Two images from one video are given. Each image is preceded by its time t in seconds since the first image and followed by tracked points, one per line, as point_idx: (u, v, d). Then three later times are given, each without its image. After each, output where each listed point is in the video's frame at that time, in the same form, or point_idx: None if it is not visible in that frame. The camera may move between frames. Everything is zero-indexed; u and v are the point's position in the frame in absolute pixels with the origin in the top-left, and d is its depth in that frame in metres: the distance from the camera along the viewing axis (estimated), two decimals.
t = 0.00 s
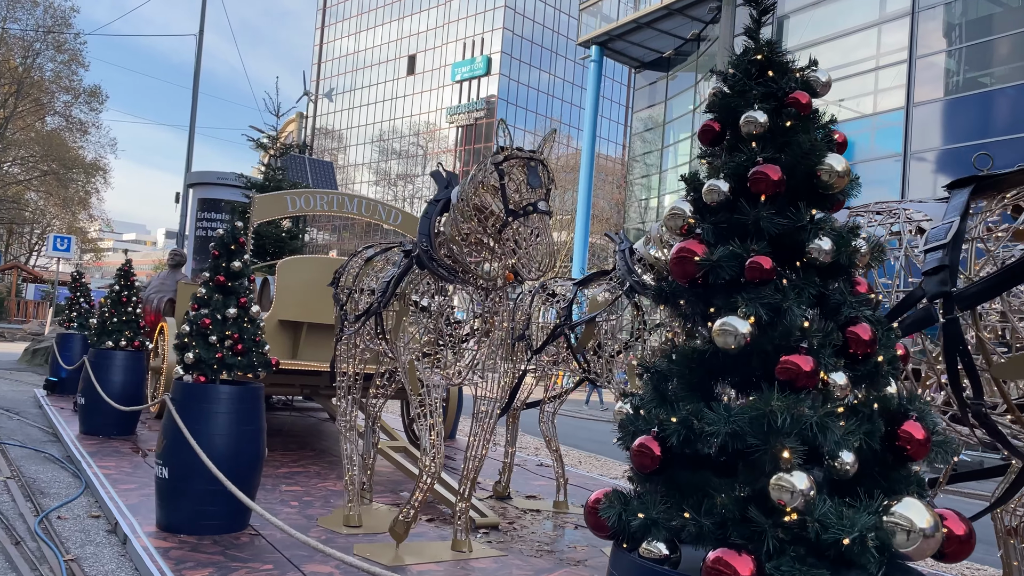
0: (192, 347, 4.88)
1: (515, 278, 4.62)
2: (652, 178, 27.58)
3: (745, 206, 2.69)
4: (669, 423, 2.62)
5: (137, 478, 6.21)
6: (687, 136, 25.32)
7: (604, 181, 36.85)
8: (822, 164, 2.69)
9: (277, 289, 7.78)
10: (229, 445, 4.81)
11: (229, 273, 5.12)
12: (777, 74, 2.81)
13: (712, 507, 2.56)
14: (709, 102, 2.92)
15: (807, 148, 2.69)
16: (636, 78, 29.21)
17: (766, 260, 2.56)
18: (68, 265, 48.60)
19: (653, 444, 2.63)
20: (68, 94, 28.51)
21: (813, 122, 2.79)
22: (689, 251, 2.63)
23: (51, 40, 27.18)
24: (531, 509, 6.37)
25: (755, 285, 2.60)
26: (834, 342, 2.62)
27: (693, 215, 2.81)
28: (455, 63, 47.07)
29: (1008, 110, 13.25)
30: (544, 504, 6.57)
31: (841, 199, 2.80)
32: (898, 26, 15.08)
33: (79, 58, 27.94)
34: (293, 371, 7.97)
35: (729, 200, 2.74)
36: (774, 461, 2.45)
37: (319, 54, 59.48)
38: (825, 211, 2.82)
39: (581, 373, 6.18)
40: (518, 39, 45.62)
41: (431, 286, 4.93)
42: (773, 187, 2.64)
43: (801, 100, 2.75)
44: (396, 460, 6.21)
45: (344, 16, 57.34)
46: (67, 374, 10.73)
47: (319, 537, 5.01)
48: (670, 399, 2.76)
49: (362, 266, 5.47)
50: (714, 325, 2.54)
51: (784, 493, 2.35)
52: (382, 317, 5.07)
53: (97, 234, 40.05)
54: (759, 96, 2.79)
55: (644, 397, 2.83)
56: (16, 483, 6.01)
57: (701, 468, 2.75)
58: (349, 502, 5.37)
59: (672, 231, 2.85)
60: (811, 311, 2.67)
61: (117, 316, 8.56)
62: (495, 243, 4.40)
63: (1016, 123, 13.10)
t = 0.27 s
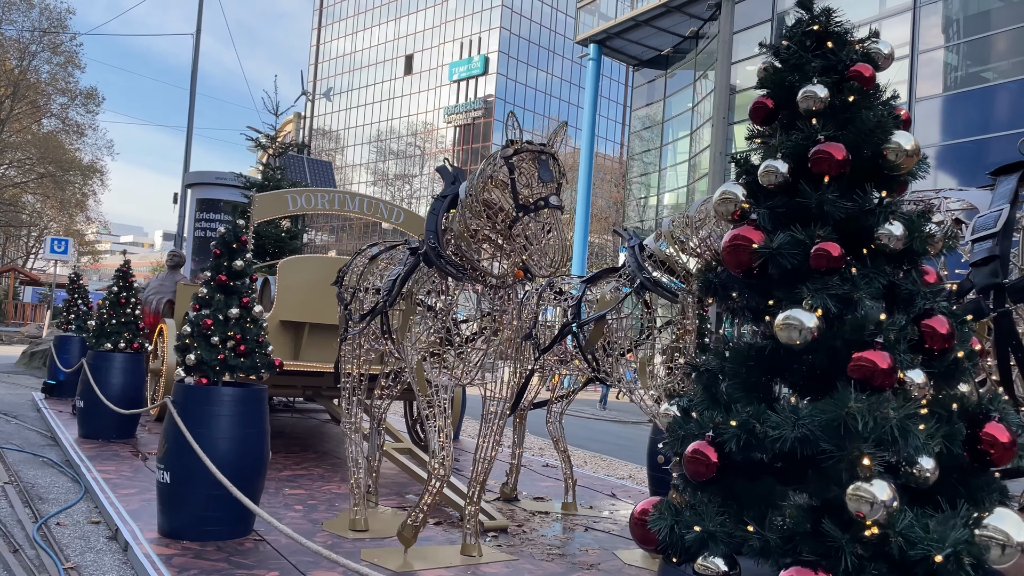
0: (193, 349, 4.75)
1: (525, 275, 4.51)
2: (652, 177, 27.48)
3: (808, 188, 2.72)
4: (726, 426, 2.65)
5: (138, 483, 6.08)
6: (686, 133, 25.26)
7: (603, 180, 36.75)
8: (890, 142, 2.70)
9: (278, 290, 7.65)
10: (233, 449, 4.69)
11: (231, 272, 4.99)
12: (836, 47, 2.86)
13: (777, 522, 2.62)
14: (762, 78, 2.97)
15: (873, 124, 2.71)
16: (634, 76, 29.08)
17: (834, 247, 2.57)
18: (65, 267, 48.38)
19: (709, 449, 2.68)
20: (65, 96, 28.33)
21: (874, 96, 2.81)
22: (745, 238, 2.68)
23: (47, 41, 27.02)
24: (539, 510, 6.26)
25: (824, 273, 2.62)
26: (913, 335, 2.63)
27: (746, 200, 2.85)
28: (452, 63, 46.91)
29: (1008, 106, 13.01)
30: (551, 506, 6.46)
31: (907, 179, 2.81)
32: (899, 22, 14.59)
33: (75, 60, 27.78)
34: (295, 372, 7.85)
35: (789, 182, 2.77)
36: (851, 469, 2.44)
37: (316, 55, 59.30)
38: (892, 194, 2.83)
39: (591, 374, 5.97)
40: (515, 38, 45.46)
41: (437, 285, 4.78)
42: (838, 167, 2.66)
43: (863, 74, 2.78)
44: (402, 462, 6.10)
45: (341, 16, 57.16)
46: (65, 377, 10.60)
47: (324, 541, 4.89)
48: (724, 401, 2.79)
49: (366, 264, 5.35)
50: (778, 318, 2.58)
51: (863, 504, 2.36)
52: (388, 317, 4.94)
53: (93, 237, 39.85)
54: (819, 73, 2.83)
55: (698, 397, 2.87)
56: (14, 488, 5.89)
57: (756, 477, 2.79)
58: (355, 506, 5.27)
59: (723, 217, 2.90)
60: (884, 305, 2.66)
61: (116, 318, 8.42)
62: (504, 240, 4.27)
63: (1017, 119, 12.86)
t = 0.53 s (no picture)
0: (193, 353, 4.62)
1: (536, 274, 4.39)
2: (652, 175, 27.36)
3: (887, 176, 2.57)
4: (800, 446, 2.47)
5: (137, 490, 5.94)
6: (686, 131, 25.16)
7: (603, 178, 36.61)
8: (975, 126, 2.55)
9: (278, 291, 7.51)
10: (234, 455, 4.55)
11: (232, 273, 4.85)
12: (911, 19, 2.70)
13: (858, 557, 2.52)
14: (825, 56, 2.83)
15: (956, 107, 2.57)
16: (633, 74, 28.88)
17: (924, 242, 2.41)
18: (63, 269, 48.24)
19: (780, 472, 2.53)
20: (61, 98, 28.17)
21: (957, 73, 2.65)
22: (816, 235, 2.54)
23: (43, 42, 26.88)
24: (548, 515, 6.13)
25: (910, 271, 2.46)
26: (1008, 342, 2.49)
27: (814, 189, 2.69)
28: (450, 62, 46.73)
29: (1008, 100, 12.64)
30: (560, 510, 6.33)
31: (994, 167, 2.63)
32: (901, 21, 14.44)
33: (71, 61, 27.63)
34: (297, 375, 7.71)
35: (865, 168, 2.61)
36: (954, 495, 2.26)
37: (313, 55, 59.12)
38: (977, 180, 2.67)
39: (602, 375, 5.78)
40: (513, 37, 45.29)
41: (445, 285, 4.65)
42: (922, 151, 2.52)
43: (945, 50, 2.63)
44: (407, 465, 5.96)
45: (338, 16, 56.95)
46: (63, 381, 10.44)
47: (330, 550, 4.75)
48: (792, 413, 2.65)
49: (370, 265, 5.23)
50: (860, 322, 2.42)
51: (968, 536, 2.18)
52: (394, 320, 4.84)
53: (91, 238, 39.71)
54: (897, 49, 2.67)
55: (761, 409, 2.72)
56: (10, 496, 5.73)
57: (832, 499, 2.64)
58: (360, 513, 5.13)
59: (788, 207, 2.74)
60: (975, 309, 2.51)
61: (113, 320, 8.26)
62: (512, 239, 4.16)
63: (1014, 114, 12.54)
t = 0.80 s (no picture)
0: (194, 356, 4.50)
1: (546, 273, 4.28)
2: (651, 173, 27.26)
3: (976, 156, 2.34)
4: (887, 460, 2.23)
5: (136, 496, 5.81)
6: (684, 129, 25.08)
7: (600, 177, 36.50)
8: None
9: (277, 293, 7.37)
10: (236, 460, 4.43)
11: (233, 274, 4.73)
12: None
13: None
14: (898, 31, 2.64)
15: None
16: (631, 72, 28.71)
17: None
18: (60, 271, 48.05)
19: (862, 488, 2.27)
20: (56, 99, 27.98)
21: None
22: (897, 223, 2.31)
23: (38, 44, 26.71)
24: (556, 519, 6.01)
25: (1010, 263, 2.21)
26: None
27: (891, 174, 2.48)
28: (446, 61, 46.56)
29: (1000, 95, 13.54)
30: (568, 514, 6.22)
31: None
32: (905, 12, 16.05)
33: (66, 62, 27.46)
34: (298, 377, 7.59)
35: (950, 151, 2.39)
36: None
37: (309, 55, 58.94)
38: None
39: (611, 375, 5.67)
40: (509, 36, 45.14)
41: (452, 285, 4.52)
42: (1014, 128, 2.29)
43: None
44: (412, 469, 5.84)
45: (333, 16, 56.74)
46: (60, 385, 10.30)
47: (335, 558, 4.63)
48: (868, 423, 2.44)
49: (373, 265, 5.11)
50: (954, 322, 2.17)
51: None
52: (400, 320, 4.72)
53: (87, 240, 39.52)
54: (980, 16, 2.44)
55: (832, 418, 2.50)
56: (5, 503, 5.59)
57: (913, 521, 2.38)
58: (365, 518, 5.02)
59: (861, 196, 2.53)
60: None
61: (110, 323, 8.11)
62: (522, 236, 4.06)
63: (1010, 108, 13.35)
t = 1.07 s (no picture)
0: (197, 357, 4.39)
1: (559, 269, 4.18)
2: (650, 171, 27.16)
3: None
4: (1011, 469, 1.73)
5: (137, 500, 5.68)
6: (682, 127, 25.00)
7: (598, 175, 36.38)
8: None
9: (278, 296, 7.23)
10: (241, 464, 4.31)
11: (236, 272, 4.60)
12: None
13: None
14: None
15: None
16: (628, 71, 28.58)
17: None
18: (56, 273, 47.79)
19: (981, 501, 1.75)
20: (52, 100, 27.80)
21: None
22: (1010, 201, 1.85)
23: (33, 45, 26.59)
24: (566, 521, 5.90)
25: None
26: None
27: (999, 148, 2.02)
28: (443, 60, 46.41)
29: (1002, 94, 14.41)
30: (578, 515, 6.11)
31: None
32: (901, 12, 16.19)
33: (61, 63, 27.30)
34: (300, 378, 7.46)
35: None
36: None
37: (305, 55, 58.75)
38: None
39: (622, 374, 5.58)
40: (506, 35, 45.01)
41: (463, 283, 4.41)
42: None
43: None
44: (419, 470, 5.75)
45: (329, 15, 56.55)
46: (57, 387, 10.15)
47: (344, 562, 4.51)
48: (978, 430, 1.89)
49: (379, 263, 5.00)
50: None
51: None
52: (408, 320, 4.61)
53: (83, 242, 39.27)
54: None
55: (934, 422, 1.96)
56: (3, 508, 5.46)
57: None
58: (373, 522, 4.91)
59: (961, 175, 2.07)
60: None
61: (109, 324, 7.97)
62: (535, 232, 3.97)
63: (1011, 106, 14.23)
